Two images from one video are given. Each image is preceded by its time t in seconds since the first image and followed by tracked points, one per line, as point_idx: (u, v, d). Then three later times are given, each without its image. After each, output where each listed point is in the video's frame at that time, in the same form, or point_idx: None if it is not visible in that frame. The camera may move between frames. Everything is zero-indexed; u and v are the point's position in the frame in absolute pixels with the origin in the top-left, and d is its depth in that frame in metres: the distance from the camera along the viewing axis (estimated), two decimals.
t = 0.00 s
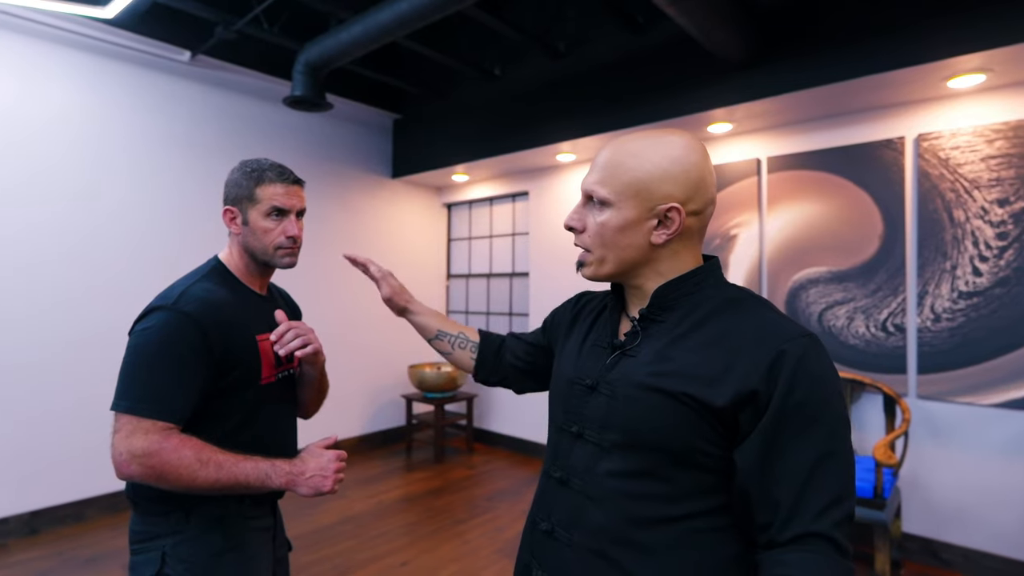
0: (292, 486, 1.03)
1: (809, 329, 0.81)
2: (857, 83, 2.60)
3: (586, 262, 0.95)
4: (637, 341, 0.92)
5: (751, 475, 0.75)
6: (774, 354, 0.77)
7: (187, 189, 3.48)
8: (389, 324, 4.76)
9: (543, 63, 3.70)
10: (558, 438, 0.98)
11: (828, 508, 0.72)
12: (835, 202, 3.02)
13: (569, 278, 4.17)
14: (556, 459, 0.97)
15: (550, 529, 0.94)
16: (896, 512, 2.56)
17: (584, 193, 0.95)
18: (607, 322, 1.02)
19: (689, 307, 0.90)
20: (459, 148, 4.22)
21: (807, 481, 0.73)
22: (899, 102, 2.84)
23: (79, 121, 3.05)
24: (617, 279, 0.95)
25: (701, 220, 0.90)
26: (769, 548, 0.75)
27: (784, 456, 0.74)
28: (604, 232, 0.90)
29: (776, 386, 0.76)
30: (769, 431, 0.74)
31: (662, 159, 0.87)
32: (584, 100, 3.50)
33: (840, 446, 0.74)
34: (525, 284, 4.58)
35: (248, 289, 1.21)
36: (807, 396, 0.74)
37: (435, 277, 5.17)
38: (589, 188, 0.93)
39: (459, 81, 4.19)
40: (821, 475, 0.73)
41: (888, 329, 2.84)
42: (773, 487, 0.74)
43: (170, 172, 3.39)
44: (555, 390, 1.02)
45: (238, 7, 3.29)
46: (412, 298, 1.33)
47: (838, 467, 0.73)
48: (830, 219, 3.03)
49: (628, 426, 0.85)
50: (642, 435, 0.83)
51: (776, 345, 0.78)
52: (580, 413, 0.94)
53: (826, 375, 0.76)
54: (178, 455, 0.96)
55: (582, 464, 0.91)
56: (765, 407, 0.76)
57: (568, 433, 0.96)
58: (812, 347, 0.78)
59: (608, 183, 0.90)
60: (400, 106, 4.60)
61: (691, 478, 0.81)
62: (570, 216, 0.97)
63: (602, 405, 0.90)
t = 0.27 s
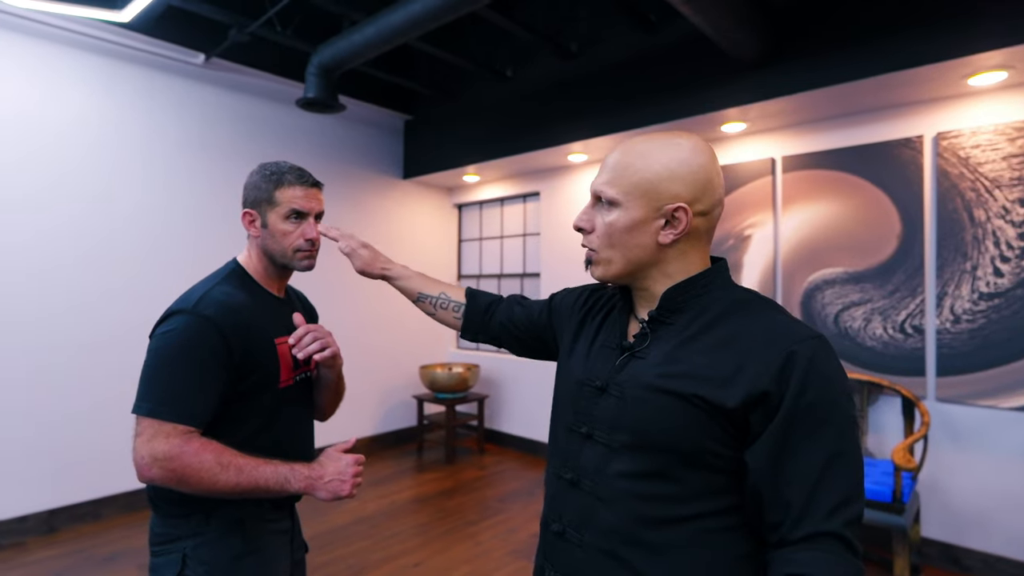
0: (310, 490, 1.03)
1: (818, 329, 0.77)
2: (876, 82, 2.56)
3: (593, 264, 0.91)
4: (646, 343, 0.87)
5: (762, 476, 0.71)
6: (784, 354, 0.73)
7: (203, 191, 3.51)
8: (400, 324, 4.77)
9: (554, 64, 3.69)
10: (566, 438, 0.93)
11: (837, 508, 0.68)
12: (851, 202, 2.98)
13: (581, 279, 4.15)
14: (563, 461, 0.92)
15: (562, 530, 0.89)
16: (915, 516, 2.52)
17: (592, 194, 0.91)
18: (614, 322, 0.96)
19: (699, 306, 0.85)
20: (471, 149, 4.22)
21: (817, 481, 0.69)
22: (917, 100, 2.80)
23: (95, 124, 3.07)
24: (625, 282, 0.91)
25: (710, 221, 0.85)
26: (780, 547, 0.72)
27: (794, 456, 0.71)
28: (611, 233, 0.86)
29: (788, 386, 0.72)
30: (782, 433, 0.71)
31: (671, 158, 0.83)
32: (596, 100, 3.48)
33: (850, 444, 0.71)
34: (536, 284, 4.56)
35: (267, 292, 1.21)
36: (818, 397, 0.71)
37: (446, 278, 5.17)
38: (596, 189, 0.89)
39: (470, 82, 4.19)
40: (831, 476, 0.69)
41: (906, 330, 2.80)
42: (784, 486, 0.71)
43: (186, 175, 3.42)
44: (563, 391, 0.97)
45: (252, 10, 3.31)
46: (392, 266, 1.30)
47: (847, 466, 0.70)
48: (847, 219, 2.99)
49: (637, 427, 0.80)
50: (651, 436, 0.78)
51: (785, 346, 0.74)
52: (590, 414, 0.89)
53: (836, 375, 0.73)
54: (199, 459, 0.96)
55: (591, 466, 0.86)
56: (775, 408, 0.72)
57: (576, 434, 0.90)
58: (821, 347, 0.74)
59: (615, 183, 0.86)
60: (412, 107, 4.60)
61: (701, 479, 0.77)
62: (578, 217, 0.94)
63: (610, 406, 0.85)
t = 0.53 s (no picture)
0: (329, 499, 1.00)
1: (862, 335, 0.73)
2: (896, 79, 2.50)
3: (626, 267, 0.86)
4: (678, 349, 0.83)
5: (806, 492, 0.67)
6: (830, 363, 0.69)
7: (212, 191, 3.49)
8: (408, 325, 4.74)
9: (565, 62, 3.65)
10: (593, 450, 0.89)
11: (890, 525, 0.64)
12: (869, 202, 2.92)
13: (591, 280, 4.11)
14: (591, 473, 0.88)
15: (592, 546, 0.86)
16: (936, 522, 2.47)
17: (621, 194, 0.86)
18: (641, 328, 0.92)
19: (734, 311, 0.81)
20: (479, 149, 4.19)
21: (866, 497, 0.65)
22: (937, 97, 2.74)
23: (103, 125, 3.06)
24: (659, 285, 0.87)
25: (745, 220, 0.82)
26: (827, 566, 0.68)
27: (840, 470, 0.67)
28: (647, 235, 0.82)
29: (834, 397, 0.68)
30: (827, 445, 0.66)
31: (706, 155, 0.79)
32: (608, 99, 3.44)
33: (902, 459, 0.67)
34: (546, 285, 4.53)
35: (282, 295, 1.18)
36: (866, 407, 0.67)
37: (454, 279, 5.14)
38: (627, 189, 0.85)
39: (480, 81, 4.16)
40: (882, 491, 0.65)
41: (926, 332, 2.75)
42: (830, 501, 0.67)
43: (195, 176, 3.40)
44: (589, 399, 0.93)
45: (263, 10, 3.29)
46: (406, 262, 1.28)
47: (899, 482, 0.66)
48: (865, 219, 2.93)
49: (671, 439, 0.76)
50: (687, 448, 0.75)
51: (830, 353, 0.70)
52: (619, 425, 0.85)
53: (884, 384, 0.69)
54: (217, 468, 0.93)
55: (623, 479, 0.82)
56: (822, 420, 0.68)
57: (605, 446, 0.86)
58: (869, 354, 0.70)
59: (650, 183, 0.82)
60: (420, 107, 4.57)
61: (740, 494, 0.73)
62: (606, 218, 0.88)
63: (642, 417, 0.81)
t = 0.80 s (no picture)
0: (349, 516, 0.95)
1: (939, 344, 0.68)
2: (918, 75, 2.44)
3: (757, 272, 0.75)
4: (734, 361, 0.77)
5: (890, 516, 0.63)
6: (914, 375, 0.65)
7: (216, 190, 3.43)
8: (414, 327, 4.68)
9: (575, 59, 3.59)
10: (642, 472, 0.84)
11: (989, 554, 0.60)
12: (888, 201, 2.86)
13: (600, 281, 4.05)
14: (642, 496, 0.84)
15: None
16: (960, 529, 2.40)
17: (753, 184, 0.74)
18: (685, 337, 0.86)
19: (797, 321, 0.75)
20: (487, 147, 4.13)
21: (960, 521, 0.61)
22: (959, 94, 2.68)
23: (105, 123, 3.00)
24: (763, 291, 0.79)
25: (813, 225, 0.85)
26: None
27: (931, 492, 0.62)
28: (794, 234, 0.74)
29: (919, 413, 0.63)
30: (917, 466, 0.62)
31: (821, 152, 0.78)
32: (619, 97, 3.38)
33: (993, 477, 0.63)
34: (554, 286, 4.47)
35: (296, 298, 1.12)
36: (953, 423, 0.62)
37: (460, 280, 5.08)
38: (768, 179, 0.74)
39: (487, 79, 4.10)
40: (979, 515, 0.61)
41: (947, 334, 2.71)
42: (920, 528, 0.62)
43: (199, 175, 3.35)
44: (630, 415, 0.88)
45: (267, 6, 3.23)
46: (450, 333, 1.19)
47: (993, 504, 0.62)
48: (884, 219, 2.87)
49: (736, 462, 0.71)
50: (756, 472, 0.70)
51: (913, 365, 0.65)
52: (671, 445, 0.80)
53: (969, 398, 0.65)
54: (231, 484, 0.88)
55: (680, 506, 0.77)
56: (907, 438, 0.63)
57: (657, 468, 0.81)
58: (953, 364, 0.65)
59: (798, 175, 0.74)
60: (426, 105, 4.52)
61: (815, 521, 0.68)
62: (730, 213, 0.75)
63: (699, 437, 0.76)
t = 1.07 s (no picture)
0: (357, 534, 0.90)
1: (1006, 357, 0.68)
2: (925, 75, 2.41)
3: (852, 274, 0.72)
4: (789, 382, 0.76)
5: (976, 542, 0.62)
6: (996, 392, 0.63)
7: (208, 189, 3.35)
8: (411, 328, 4.63)
9: (576, 58, 3.55)
10: (695, 504, 0.81)
11: None
12: (892, 202, 2.84)
13: (599, 282, 4.02)
14: (697, 531, 0.80)
15: None
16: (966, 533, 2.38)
17: (846, 180, 0.73)
18: (721, 352, 0.85)
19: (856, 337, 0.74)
20: (485, 147, 4.08)
21: None
22: (963, 95, 2.66)
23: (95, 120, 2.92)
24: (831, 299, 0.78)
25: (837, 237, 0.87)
26: None
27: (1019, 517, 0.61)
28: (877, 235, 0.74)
29: (1005, 433, 0.62)
30: (1006, 491, 0.61)
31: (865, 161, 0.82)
32: (620, 96, 3.35)
33: None
34: (552, 287, 4.43)
35: (299, 303, 1.07)
36: None
37: (457, 281, 5.03)
38: (859, 176, 0.73)
39: (486, 78, 4.05)
40: None
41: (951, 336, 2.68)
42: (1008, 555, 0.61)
43: (190, 173, 3.27)
44: (669, 440, 0.85)
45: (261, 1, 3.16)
46: (501, 497, 0.93)
47: None
48: (887, 221, 2.85)
49: (808, 492, 0.69)
50: (832, 502, 0.67)
51: (994, 380, 0.64)
52: (729, 473, 0.77)
53: None
54: (232, 501, 0.82)
55: (743, 540, 0.74)
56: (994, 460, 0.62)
57: (714, 499, 0.78)
58: None
59: (879, 175, 0.75)
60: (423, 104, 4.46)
61: (896, 553, 0.66)
62: (829, 210, 0.72)
63: (762, 463, 0.74)
